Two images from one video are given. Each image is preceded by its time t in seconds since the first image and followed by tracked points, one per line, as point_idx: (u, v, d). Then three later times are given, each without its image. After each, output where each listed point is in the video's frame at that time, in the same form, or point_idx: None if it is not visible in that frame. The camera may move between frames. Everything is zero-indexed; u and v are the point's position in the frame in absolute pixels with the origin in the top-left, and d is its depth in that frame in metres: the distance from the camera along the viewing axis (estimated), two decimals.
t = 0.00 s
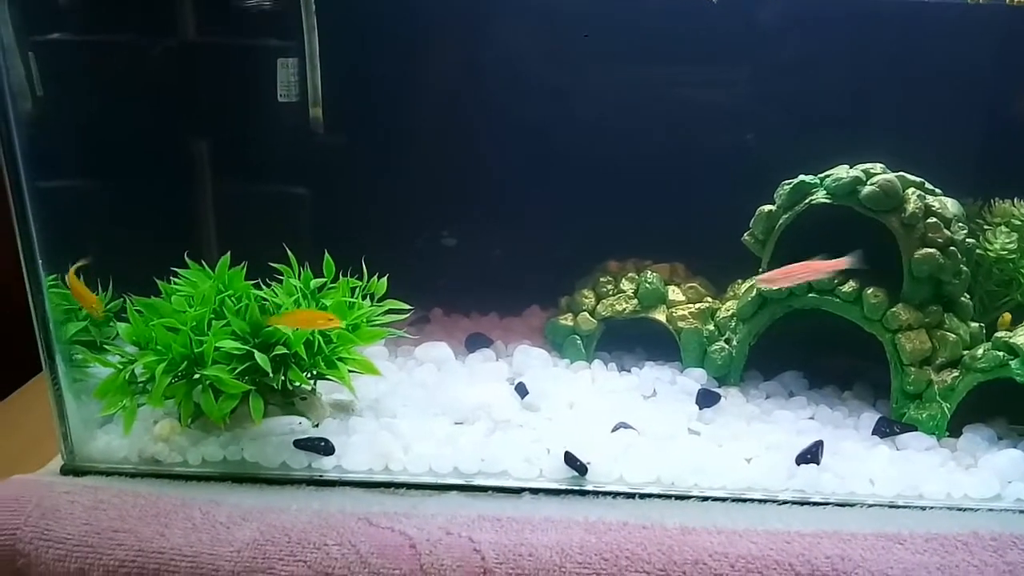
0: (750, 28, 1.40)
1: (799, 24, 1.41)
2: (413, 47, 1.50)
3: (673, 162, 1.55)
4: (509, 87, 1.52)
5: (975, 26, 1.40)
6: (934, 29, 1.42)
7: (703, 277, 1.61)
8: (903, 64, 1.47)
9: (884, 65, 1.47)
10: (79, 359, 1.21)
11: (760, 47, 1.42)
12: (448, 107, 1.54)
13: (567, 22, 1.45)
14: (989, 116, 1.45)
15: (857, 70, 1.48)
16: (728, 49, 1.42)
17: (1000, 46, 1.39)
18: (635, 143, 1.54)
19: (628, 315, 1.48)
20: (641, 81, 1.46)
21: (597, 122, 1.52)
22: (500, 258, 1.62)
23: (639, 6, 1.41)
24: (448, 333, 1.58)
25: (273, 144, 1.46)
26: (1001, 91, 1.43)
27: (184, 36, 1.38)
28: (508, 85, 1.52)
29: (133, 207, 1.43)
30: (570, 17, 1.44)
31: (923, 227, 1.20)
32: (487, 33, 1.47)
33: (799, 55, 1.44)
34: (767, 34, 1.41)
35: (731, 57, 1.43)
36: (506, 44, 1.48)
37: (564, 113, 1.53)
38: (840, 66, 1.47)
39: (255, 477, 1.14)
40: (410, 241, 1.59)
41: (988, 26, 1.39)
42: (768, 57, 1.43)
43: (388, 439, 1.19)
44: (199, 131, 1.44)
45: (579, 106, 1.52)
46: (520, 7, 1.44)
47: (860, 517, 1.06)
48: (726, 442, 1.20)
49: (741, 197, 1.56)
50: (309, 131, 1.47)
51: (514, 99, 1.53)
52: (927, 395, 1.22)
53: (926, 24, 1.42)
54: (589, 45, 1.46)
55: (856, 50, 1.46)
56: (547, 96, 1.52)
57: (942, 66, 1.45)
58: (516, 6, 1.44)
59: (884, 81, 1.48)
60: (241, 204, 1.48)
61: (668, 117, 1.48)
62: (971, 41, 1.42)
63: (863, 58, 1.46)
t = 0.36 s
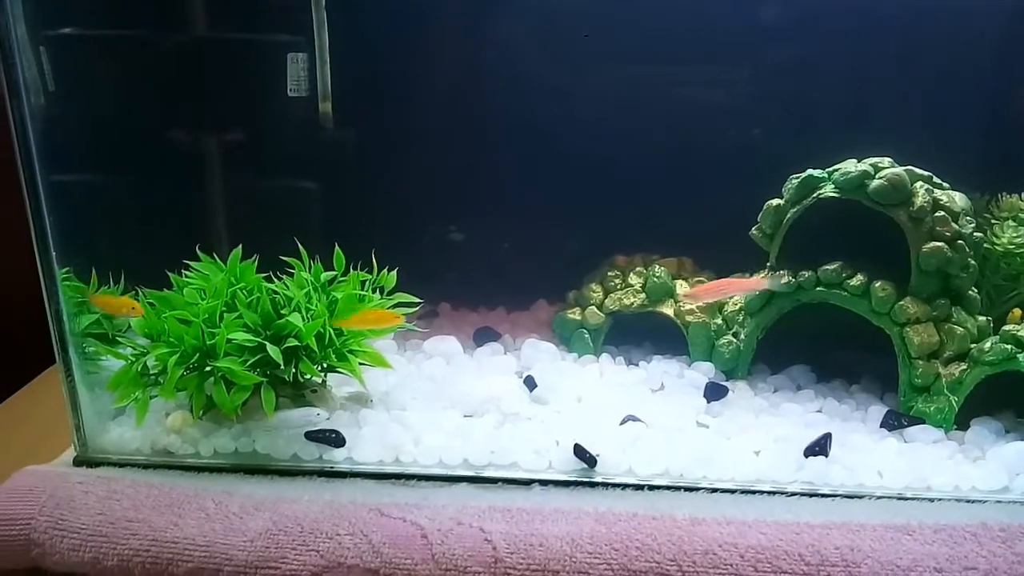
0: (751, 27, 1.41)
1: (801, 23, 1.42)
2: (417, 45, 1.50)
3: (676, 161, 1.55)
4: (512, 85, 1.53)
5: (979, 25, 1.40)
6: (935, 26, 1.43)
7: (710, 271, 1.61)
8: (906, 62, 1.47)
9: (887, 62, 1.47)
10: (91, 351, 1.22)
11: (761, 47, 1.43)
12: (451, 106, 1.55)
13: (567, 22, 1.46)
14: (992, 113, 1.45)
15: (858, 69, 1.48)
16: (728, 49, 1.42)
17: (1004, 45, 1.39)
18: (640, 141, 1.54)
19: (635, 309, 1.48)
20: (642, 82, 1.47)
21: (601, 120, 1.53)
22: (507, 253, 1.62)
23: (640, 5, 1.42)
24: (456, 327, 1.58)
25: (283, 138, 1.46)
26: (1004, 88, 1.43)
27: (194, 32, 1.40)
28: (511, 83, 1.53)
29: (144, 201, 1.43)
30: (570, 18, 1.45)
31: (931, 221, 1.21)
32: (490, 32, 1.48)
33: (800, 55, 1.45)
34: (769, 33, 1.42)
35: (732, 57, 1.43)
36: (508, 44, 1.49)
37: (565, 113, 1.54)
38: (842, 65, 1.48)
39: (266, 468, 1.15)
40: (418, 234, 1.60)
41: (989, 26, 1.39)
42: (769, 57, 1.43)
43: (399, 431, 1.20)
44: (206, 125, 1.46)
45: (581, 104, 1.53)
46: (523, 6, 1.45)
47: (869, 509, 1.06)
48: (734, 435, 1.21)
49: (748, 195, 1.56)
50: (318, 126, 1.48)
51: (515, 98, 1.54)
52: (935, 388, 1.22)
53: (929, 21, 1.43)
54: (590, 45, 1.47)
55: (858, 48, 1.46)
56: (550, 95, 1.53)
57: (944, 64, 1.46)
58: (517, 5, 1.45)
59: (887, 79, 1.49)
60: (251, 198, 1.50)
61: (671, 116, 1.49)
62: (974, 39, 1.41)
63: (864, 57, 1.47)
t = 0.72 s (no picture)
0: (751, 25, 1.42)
1: (800, 22, 1.43)
2: (417, 43, 1.50)
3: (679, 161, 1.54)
4: (512, 85, 1.53)
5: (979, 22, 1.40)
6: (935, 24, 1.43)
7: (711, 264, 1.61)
8: (906, 60, 1.46)
9: (888, 60, 1.47)
10: (91, 343, 1.22)
11: (761, 46, 1.44)
12: (452, 102, 1.55)
13: (567, 22, 1.46)
14: (993, 112, 1.43)
15: (858, 68, 1.48)
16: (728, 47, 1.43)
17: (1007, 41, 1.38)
18: (642, 139, 1.53)
19: (638, 302, 1.48)
20: (642, 81, 1.46)
21: (601, 117, 1.52)
22: (508, 246, 1.61)
23: (640, 3, 1.42)
24: (457, 321, 1.58)
25: (282, 130, 1.47)
26: (1007, 86, 1.42)
27: (194, 23, 1.39)
28: (510, 82, 1.53)
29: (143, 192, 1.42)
30: (570, 18, 1.45)
31: (934, 212, 1.21)
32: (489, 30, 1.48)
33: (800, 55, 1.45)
34: (768, 33, 1.43)
35: (732, 52, 1.43)
36: (508, 42, 1.49)
37: (564, 107, 1.53)
38: (842, 65, 1.47)
39: (267, 460, 1.15)
40: (418, 230, 1.58)
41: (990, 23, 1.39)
42: (768, 52, 1.44)
43: (400, 423, 1.20)
44: (218, 117, 1.45)
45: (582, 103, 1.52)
46: (523, 5, 1.45)
47: (870, 500, 1.06)
48: (736, 427, 1.21)
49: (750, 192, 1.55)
50: (319, 119, 1.49)
51: (513, 97, 1.54)
52: (936, 380, 1.22)
53: (928, 18, 1.43)
54: (590, 44, 1.47)
55: (858, 48, 1.46)
56: (551, 95, 1.53)
57: (947, 57, 1.45)
58: (517, 5, 1.45)
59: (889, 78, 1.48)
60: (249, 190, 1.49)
61: (672, 113, 1.48)
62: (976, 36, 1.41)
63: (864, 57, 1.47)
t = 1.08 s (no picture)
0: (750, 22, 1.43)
1: (801, 21, 1.43)
2: (419, 40, 1.51)
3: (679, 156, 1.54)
4: (515, 83, 1.52)
5: (982, 22, 1.39)
6: (936, 23, 1.43)
7: (711, 261, 1.59)
8: (909, 59, 1.46)
9: (890, 60, 1.47)
10: (90, 339, 1.21)
11: (761, 45, 1.45)
12: (453, 103, 1.54)
13: (569, 20, 1.45)
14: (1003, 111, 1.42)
15: (860, 68, 1.48)
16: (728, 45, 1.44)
17: (1010, 40, 1.37)
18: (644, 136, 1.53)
19: (640, 299, 1.47)
20: (643, 78, 1.46)
21: (603, 117, 1.51)
22: (509, 242, 1.60)
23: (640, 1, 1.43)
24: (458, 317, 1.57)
25: (284, 126, 1.50)
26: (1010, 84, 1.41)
27: (194, 19, 1.41)
28: (514, 79, 1.51)
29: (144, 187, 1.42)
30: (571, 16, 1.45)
31: (938, 208, 1.20)
32: (490, 28, 1.48)
33: (800, 51, 1.45)
34: (766, 32, 1.44)
35: (731, 50, 1.44)
36: (509, 39, 1.48)
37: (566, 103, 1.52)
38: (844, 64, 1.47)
39: (268, 456, 1.15)
40: (421, 224, 1.58)
41: (993, 22, 1.38)
42: (768, 50, 1.45)
43: (401, 419, 1.19)
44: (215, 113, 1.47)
45: (583, 102, 1.51)
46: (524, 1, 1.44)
47: (875, 497, 1.06)
48: (739, 424, 1.20)
49: (753, 188, 1.55)
50: (321, 115, 1.50)
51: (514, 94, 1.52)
52: (941, 376, 1.22)
53: (929, 17, 1.43)
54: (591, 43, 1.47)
55: (859, 46, 1.46)
56: (550, 91, 1.51)
57: (952, 53, 1.43)
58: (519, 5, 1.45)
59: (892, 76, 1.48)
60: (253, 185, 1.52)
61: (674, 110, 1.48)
62: (979, 35, 1.40)
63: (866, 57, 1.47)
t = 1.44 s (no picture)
0: (753, 21, 1.41)
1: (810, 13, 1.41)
2: (423, 31, 1.49)
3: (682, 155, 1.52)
4: (515, 80, 1.51)
5: (986, 18, 1.37)
6: (942, 24, 1.40)
7: (720, 253, 1.57)
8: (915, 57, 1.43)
9: (901, 52, 1.43)
10: (91, 330, 1.20)
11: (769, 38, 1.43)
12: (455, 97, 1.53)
13: (568, 21, 1.44)
14: (1013, 108, 1.40)
15: (865, 69, 1.45)
16: (730, 46, 1.41)
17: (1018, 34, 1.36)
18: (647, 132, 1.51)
19: (646, 292, 1.47)
20: (643, 78, 1.43)
21: (607, 113, 1.50)
22: (514, 236, 1.58)
23: None
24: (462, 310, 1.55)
25: (284, 114, 1.45)
26: None
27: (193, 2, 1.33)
28: (514, 76, 1.51)
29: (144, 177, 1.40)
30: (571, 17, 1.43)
31: (950, 201, 1.18)
32: (489, 27, 1.47)
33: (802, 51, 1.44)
34: (775, 25, 1.41)
35: (739, 42, 1.42)
36: (513, 31, 1.47)
37: (572, 95, 1.50)
38: (847, 65, 1.45)
39: (270, 449, 1.13)
40: (424, 216, 1.57)
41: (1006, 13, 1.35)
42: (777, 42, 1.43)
43: (404, 411, 1.18)
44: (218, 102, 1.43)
45: (587, 96, 1.49)
46: None
47: (885, 493, 1.04)
48: (747, 418, 1.19)
49: (757, 188, 1.52)
50: (324, 105, 1.47)
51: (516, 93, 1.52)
52: (952, 372, 1.20)
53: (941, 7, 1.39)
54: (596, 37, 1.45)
55: (870, 38, 1.43)
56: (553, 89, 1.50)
57: (965, 45, 1.40)
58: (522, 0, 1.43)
59: (898, 79, 1.45)
60: (251, 175, 1.46)
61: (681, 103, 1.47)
62: (982, 33, 1.38)
63: (869, 59, 1.44)
